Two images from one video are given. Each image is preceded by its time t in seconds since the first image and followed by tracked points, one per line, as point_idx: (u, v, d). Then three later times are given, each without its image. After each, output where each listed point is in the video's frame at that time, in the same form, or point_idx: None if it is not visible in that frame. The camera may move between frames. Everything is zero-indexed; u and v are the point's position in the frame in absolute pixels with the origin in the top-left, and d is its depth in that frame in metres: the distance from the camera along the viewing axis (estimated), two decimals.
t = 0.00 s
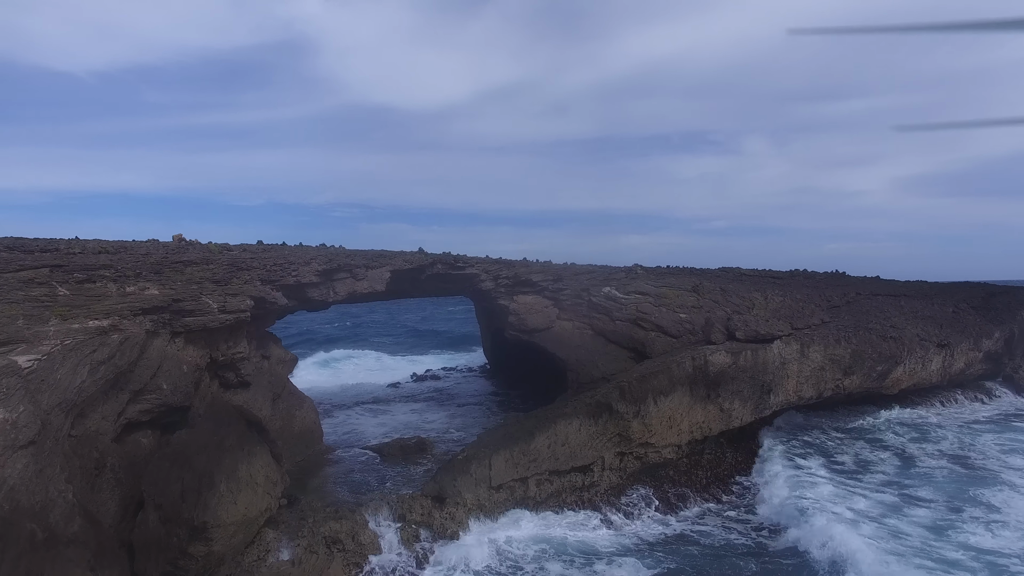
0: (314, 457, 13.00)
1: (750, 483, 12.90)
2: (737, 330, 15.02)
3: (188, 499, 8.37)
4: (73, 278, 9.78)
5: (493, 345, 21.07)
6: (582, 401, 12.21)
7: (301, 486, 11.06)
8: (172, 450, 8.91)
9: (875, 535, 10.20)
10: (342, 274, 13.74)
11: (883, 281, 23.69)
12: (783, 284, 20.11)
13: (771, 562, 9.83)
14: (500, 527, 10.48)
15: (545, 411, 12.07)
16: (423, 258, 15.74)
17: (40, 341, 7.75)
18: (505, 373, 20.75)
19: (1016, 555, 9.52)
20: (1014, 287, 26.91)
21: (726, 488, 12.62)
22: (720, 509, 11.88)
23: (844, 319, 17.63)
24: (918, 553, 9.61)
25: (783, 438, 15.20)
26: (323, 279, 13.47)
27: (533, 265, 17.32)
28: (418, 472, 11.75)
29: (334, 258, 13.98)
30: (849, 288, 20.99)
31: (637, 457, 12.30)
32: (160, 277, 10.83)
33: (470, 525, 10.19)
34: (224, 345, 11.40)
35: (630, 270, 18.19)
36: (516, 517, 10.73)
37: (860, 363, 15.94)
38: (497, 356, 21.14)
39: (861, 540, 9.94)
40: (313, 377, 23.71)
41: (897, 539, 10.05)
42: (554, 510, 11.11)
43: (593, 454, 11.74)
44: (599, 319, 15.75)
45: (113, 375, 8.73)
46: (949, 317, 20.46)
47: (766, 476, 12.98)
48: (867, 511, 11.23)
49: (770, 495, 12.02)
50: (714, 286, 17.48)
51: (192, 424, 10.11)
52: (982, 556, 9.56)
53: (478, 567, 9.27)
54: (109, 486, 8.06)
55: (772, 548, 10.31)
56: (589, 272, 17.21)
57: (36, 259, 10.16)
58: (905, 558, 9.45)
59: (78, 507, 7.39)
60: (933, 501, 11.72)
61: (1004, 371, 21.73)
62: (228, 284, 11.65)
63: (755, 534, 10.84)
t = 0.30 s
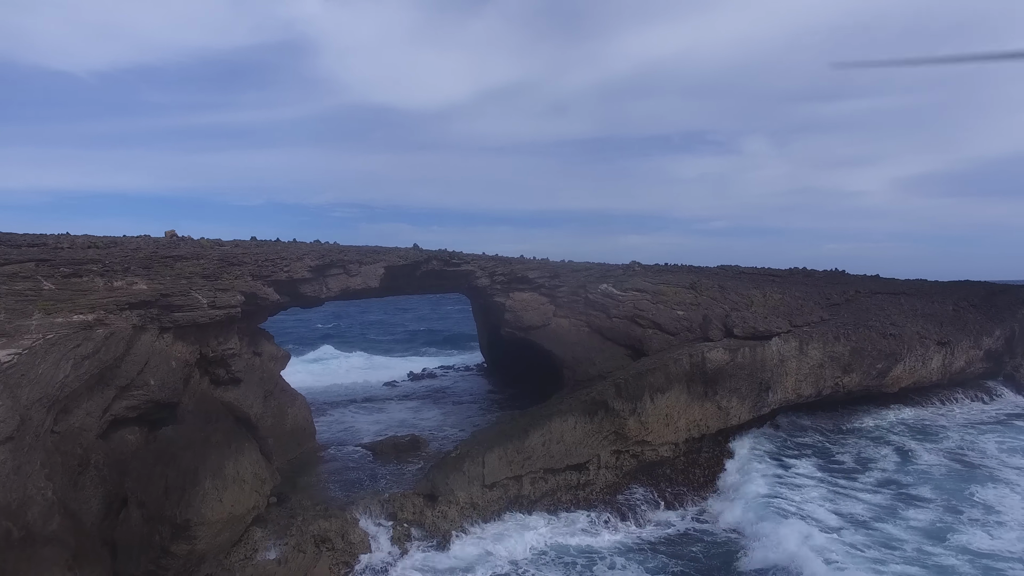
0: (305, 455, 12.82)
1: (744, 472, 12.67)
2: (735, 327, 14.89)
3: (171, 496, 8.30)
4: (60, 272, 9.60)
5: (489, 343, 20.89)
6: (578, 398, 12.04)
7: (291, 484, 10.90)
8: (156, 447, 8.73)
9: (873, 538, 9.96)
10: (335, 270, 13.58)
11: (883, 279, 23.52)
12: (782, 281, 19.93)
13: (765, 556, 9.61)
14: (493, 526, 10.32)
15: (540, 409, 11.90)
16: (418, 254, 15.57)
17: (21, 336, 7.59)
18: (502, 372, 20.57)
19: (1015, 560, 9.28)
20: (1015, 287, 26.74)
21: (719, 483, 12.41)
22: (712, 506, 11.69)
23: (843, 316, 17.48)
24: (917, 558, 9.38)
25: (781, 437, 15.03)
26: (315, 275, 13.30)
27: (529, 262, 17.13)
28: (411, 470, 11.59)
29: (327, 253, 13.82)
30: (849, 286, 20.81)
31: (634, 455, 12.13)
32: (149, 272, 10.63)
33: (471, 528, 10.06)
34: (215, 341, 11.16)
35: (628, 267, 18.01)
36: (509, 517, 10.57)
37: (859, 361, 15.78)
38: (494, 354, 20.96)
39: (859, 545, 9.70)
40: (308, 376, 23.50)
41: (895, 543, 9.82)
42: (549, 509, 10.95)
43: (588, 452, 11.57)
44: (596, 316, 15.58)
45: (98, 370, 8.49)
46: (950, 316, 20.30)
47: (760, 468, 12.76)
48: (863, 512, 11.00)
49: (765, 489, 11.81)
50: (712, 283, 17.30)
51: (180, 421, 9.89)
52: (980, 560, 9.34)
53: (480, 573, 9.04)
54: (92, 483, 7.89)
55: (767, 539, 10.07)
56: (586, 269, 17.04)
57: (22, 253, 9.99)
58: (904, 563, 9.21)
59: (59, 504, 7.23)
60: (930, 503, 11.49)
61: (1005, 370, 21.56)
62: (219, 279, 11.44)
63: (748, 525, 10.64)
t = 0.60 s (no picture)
0: (296, 458, 12.67)
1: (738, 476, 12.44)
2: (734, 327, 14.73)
3: (153, 500, 8.22)
4: (45, 272, 9.43)
5: (486, 344, 20.71)
6: (574, 400, 11.86)
7: (282, 487, 10.74)
8: (140, 450, 8.74)
9: (871, 548, 9.74)
10: (328, 270, 13.42)
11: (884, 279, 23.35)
12: (782, 281, 19.75)
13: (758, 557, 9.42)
14: (487, 530, 10.12)
15: (535, 410, 11.73)
16: (413, 254, 15.39)
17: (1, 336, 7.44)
18: (499, 372, 20.40)
19: (1012, 567, 9.09)
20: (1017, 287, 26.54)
21: (711, 479, 12.23)
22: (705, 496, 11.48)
23: (843, 317, 17.30)
24: (915, 568, 9.17)
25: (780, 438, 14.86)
26: (308, 275, 13.13)
27: (526, 261, 16.95)
28: (403, 473, 11.42)
29: (320, 253, 13.65)
30: (849, 286, 20.60)
31: (631, 458, 11.94)
32: (138, 272, 10.45)
33: (470, 536, 9.87)
34: (205, 342, 10.90)
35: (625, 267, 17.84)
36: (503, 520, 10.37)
37: (859, 361, 15.60)
38: (491, 355, 20.78)
39: (857, 555, 9.47)
40: (304, 377, 23.32)
41: (893, 552, 9.61)
42: (543, 514, 10.75)
43: (584, 455, 11.39)
44: (593, 316, 15.40)
45: (82, 372, 8.27)
46: (951, 316, 20.11)
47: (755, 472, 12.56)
48: (860, 518, 10.81)
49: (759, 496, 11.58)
50: (711, 283, 17.12)
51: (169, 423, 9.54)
52: (977, 568, 9.14)
53: None
54: (75, 487, 7.75)
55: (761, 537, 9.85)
56: (584, 269, 16.84)
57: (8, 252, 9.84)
58: (903, 574, 8.99)
59: (36, 509, 7.09)
60: (925, 506, 11.32)
61: (1007, 371, 21.36)
62: (209, 279, 11.25)
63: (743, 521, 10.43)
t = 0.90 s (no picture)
0: (288, 461, 12.50)
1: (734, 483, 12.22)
2: (733, 329, 14.54)
3: (137, 507, 8.25)
4: (31, 272, 9.25)
5: (483, 345, 20.53)
6: (570, 403, 11.68)
7: (272, 491, 10.59)
8: (125, 455, 8.67)
9: (870, 557, 9.54)
10: (322, 271, 13.25)
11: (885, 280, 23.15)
12: (782, 282, 19.56)
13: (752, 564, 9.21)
14: (481, 535, 9.94)
15: (531, 413, 11.55)
16: (408, 254, 15.21)
17: None
18: (496, 374, 20.21)
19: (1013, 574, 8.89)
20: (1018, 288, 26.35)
21: (706, 484, 12.04)
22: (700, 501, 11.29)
23: (844, 318, 17.11)
24: None
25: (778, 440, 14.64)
26: (301, 276, 12.96)
27: (523, 262, 16.77)
28: (397, 477, 11.24)
29: (314, 253, 13.47)
30: (850, 287, 20.40)
31: (628, 461, 11.77)
32: (126, 272, 10.26)
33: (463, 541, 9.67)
34: (195, 344, 10.66)
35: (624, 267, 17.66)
36: (497, 525, 10.19)
37: (860, 363, 15.42)
38: (488, 356, 20.60)
39: (854, 564, 9.27)
40: (300, 378, 23.16)
41: (892, 561, 9.40)
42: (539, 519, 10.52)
43: (580, 459, 11.22)
44: (591, 318, 15.20)
45: (66, 375, 8.07)
46: (953, 317, 19.93)
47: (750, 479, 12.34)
48: (857, 525, 10.59)
49: (755, 504, 11.36)
50: (710, 284, 16.94)
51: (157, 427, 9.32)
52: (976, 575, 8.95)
53: None
54: (58, 493, 7.59)
55: (755, 548, 9.66)
56: (582, 270, 16.63)
57: None
58: None
59: (15, 518, 6.94)
60: (924, 511, 11.11)
61: (1009, 372, 21.15)
62: (199, 280, 11.05)
63: (735, 529, 10.27)
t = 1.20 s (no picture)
0: (281, 462, 12.33)
1: (732, 485, 12.04)
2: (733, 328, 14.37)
3: (120, 511, 7.92)
4: (18, 270, 9.07)
5: (481, 344, 20.34)
6: (567, 403, 11.51)
7: (264, 493, 10.48)
8: (110, 456, 8.48)
9: (868, 559, 9.37)
10: (316, 269, 13.06)
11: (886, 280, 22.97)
12: (782, 281, 19.38)
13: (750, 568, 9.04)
14: (476, 538, 9.75)
15: (528, 414, 11.38)
16: (404, 253, 15.02)
17: None
18: (494, 374, 20.03)
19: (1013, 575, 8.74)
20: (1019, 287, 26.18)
21: (705, 486, 11.83)
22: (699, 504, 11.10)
23: (845, 317, 16.93)
24: None
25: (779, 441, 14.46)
26: (295, 274, 12.77)
27: (521, 261, 16.58)
28: (391, 479, 11.06)
29: (308, 251, 13.28)
30: (851, 286, 20.22)
31: (626, 462, 11.61)
32: (116, 270, 10.07)
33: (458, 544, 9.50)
34: (187, 343, 10.42)
35: (622, 266, 17.48)
36: (493, 527, 10.00)
37: (862, 363, 15.24)
38: (485, 356, 20.42)
39: (852, 567, 9.10)
40: (296, 378, 22.98)
41: (891, 564, 9.23)
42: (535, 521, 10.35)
43: (578, 460, 11.05)
44: (589, 317, 15.02)
45: (51, 374, 7.91)
46: (955, 317, 19.75)
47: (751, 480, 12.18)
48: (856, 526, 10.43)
49: (751, 506, 11.18)
50: (710, 283, 16.76)
51: (146, 427, 9.16)
52: None
53: None
54: (40, 495, 7.50)
55: (752, 553, 9.48)
56: (580, 269, 16.44)
57: None
58: None
59: None
60: (923, 512, 10.95)
61: (1012, 372, 20.97)
62: (190, 278, 10.85)
63: (731, 533, 10.09)
